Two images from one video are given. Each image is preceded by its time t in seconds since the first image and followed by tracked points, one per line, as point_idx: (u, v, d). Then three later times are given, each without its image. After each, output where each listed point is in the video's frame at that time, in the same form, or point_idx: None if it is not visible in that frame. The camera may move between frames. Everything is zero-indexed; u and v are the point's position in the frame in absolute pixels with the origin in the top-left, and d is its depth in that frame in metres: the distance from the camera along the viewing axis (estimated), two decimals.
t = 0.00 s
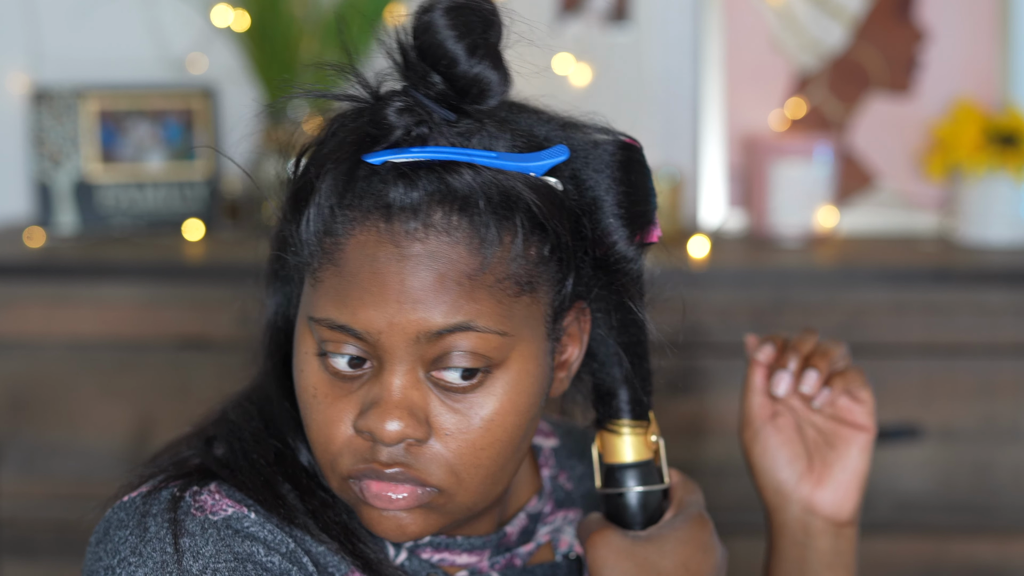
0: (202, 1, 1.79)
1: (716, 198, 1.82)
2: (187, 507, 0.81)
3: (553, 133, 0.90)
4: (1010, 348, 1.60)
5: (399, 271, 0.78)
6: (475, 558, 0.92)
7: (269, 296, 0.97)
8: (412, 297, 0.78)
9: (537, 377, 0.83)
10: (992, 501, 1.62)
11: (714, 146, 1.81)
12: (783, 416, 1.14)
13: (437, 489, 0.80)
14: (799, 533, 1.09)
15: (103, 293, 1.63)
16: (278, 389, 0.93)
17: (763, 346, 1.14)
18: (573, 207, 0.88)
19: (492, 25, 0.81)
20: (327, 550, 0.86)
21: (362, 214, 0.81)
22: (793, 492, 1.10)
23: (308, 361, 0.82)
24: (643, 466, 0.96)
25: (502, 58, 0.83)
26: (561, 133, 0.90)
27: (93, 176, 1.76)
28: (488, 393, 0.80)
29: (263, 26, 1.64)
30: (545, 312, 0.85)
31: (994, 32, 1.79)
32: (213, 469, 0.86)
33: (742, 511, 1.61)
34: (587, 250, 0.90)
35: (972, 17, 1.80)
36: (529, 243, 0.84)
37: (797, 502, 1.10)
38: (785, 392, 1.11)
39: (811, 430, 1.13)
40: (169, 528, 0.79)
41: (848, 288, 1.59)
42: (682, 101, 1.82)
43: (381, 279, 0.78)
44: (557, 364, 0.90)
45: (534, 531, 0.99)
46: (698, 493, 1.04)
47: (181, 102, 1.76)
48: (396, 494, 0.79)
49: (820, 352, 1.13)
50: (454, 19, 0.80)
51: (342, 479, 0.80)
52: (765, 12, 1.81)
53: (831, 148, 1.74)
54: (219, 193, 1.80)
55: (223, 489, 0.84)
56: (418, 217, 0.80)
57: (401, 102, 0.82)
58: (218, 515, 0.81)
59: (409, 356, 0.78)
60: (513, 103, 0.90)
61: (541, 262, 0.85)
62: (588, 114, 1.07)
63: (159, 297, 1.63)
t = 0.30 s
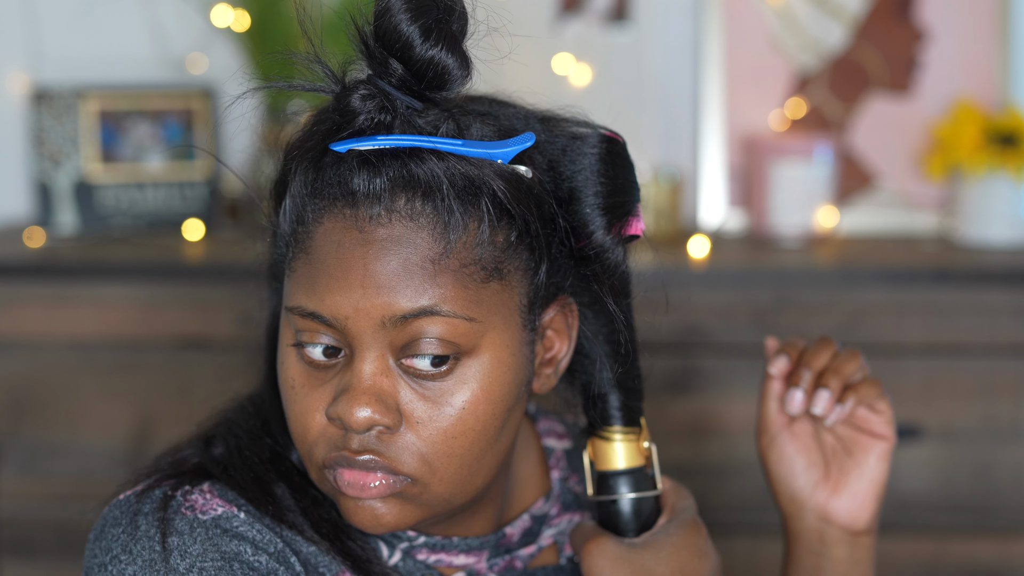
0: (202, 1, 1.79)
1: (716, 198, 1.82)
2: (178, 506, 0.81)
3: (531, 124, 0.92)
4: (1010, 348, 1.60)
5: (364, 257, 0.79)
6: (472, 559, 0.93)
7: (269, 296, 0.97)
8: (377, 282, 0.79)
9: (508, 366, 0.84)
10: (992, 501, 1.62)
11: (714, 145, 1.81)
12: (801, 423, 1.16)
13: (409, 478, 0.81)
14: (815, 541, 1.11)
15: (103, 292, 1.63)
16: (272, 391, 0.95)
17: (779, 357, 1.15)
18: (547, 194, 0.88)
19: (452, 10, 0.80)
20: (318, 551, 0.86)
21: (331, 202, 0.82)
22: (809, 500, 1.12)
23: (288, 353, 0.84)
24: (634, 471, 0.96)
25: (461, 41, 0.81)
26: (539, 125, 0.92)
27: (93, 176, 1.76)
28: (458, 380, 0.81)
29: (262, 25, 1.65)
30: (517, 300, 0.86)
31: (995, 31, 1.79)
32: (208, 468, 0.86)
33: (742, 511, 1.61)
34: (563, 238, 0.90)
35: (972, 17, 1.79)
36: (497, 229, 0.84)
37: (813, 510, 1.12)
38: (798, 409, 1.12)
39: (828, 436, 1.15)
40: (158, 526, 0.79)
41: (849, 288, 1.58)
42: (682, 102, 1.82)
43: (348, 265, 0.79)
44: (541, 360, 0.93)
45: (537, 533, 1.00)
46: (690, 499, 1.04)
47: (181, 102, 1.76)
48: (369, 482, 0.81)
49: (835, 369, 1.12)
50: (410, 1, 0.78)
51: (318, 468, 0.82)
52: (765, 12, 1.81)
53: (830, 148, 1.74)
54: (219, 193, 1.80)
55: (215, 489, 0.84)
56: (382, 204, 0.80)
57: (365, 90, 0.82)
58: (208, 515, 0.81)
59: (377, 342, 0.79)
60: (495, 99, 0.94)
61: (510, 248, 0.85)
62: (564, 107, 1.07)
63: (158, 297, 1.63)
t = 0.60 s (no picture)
0: (202, 1, 1.79)
1: (716, 198, 1.82)
2: (171, 504, 0.82)
3: (524, 132, 0.92)
4: (1010, 348, 1.60)
5: (353, 266, 0.79)
6: (468, 558, 0.93)
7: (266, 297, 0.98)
8: (364, 292, 0.79)
9: (497, 376, 0.84)
10: (991, 501, 1.62)
11: (713, 145, 1.81)
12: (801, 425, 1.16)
13: (397, 485, 0.81)
14: (813, 543, 1.11)
15: (102, 292, 1.63)
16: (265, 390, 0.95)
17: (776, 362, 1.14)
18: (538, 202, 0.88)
19: (445, 22, 0.79)
20: (311, 549, 0.86)
21: (321, 210, 0.82)
22: (808, 501, 1.13)
23: (279, 358, 0.84)
24: (628, 473, 0.96)
25: (451, 50, 0.81)
26: (532, 133, 0.92)
27: (93, 176, 1.76)
28: (446, 390, 0.81)
29: (262, 26, 1.64)
30: (506, 309, 0.86)
31: (995, 31, 1.79)
32: (203, 467, 0.86)
33: (742, 510, 1.62)
34: (554, 247, 0.90)
35: (972, 17, 1.79)
36: (486, 239, 0.84)
37: (812, 511, 1.12)
38: (795, 416, 1.11)
39: (827, 439, 1.15)
40: (151, 524, 0.80)
41: (849, 288, 1.58)
42: (682, 102, 1.82)
43: (337, 274, 0.80)
44: (534, 365, 0.93)
45: (534, 534, 1.00)
46: (685, 500, 1.04)
47: (181, 102, 1.75)
48: (356, 488, 0.81)
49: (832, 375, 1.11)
50: (402, 11, 0.78)
51: (308, 472, 0.82)
52: (765, 12, 1.81)
53: (830, 148, 1.74)
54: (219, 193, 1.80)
55: (208, 487, 0.84)
56: (371, 214, 0.80)
57: (356, 99, 0.83)
58: (200, 513, 0.81)
59: (365, 351, 0.79)
60: (493, 104, 0.94)
61: (499, 258, 0.85)
62: (561, 113, 1.07)
63: (158, 297, 1.63)
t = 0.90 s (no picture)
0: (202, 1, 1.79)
1: (716, 197, 1.82)
2: (170, 508, 0.81)
3: (521, 130, 0.92)
4: (1010, 348, 1.60)
5: (356, 266, 0.79)
6: (463, 558, 0.93)
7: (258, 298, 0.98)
8: (368, 291, 0.79)
9: (499, 374, 0.84)
10: (991, 501, 1.62)
11: (714, 144, 1.81)
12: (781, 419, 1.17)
13: (400, 485, 0.81)
14: (796, 535, 1.11)
15: (102, 292, 1.63)
16: (260, 391, 0.95)
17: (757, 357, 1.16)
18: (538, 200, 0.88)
19: (445, 20, 0.80)
20: (310, 550, 0.86)
21: (321, 211, 0.82)
22: (790, 493, 1.12)
23: (278, 359, 0.84)
24: (625, 470, 0.96)
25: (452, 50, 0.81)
26: (529, 130, 0.92)
27: (93, 176, 1.76)
28: (449, 388, 0.82)
29: (262, 26, 1.64)
30: (507, 307, 0.86)
31: (995, 31, 1.79)
32: (198, 470, 0.86)
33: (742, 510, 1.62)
34: (554, 244, 0.90)
35: (972, 18, 1.79)
36: (488, 238, 0.84)
37: (794, 503, 1.12)
38: (777, 410, 1.13)
39: (807, 432, 1.15)
40: (151, 528, 0.80)
41: (848, 288, 1.58)
42: (681, 103, 1.82)
43: (339, 274, 0.80)
44: (530, 363, 0.93)
45: (524, 531, 1.01)
46: (680, 496, 1.05)
47: (182, 102, 1.76)
48: (360, 488, 0.81)
49: (811, 369, 1.14)
50: (403, 11, 0.78)
51: (309, 473, 0.82)
52: (765, 12, 1.81)
53: (830, 148, 1.74)
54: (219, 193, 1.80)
55: (206, 491, 0.84)
56: (373, 213, 0.80)
57: (356, 99, 0.82)
58: (200, 516, 0.81)
59: (368, 351, 0.79)
60: (486, 102, 0.94)
61: (500, 256, 0.85)
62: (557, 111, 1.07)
63: (158, 297, 1.63)
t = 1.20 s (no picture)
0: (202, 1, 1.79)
1: (716, 197, 1.82)
2: (172, 514, 0.81)
3: (516, 125, 0.92)
4: (1010, 348, 1.60)
5: (361, 264, 0.79)
6: (459, 557, 0.93)
7: (247, 297, 0.98)
8: (374, 290, 0.78)
9: (505, 370, 0.85)
10: (991, 501, 1.63)
11: (713, 144, 1.81)
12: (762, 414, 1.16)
13: (406, 483, 0.82)
14: (778, 529, 1.11)
15: (102, 292, 1.63)
16: (256, 391, 0.95)
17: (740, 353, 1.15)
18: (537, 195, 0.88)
19: (445, 15, 0.80)
20: (313, 554, 0.86)
21: (323, 209, 0.82)
22: (769, 487, 1.13)
23: (278, 359, 0.83)
24: (619, 468, 0.96)
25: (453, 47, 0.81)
26: (524, 125, 0.92)
27: (93, 176, 1.76)
28: (454, 385, 0.82)
29: (263, 26, 1.65)
30: (511, 303, 0.86)
31: (994, 32, 1.79)
32: (195, 474, 0.86)
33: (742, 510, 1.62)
34: (553, 239, 0.91)
35: (972, 18, 1.79)
36: (491, 233, 0.84)
37: (774, 497, 1.12)
38: (760, 406, 1.13)
39: (788, 427, 1.15)
40: (154, 535, 0.79)
41: (848, 288, 1.58)
42: (681, 103, 1.82)
43: (343, 273, 0.79)
44: (529, 358, 0.93)
45: (516, 530, 1.01)
46: (672, 492, 1.06)
47: (181, 102, 1.76)
48: (366, 488, 0.81)
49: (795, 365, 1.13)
50: (404, 8, 0.78)
51: (313, 474, 0.82)
52: (765, 12, 1.81)
53: (830, 148, 1.74)
54: (219, 193, 1.80)
55: (207, 495, 0.84)
56: (377, 211, 0.80)
57: (357, 96, 0.82)
58: (203, 522, 0.81)
59: (373, 349, 0.79)
60: (480, 98, 0.93)
61: (503, 252, 0.85)
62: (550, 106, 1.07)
63: (157, 297, 1.63)
